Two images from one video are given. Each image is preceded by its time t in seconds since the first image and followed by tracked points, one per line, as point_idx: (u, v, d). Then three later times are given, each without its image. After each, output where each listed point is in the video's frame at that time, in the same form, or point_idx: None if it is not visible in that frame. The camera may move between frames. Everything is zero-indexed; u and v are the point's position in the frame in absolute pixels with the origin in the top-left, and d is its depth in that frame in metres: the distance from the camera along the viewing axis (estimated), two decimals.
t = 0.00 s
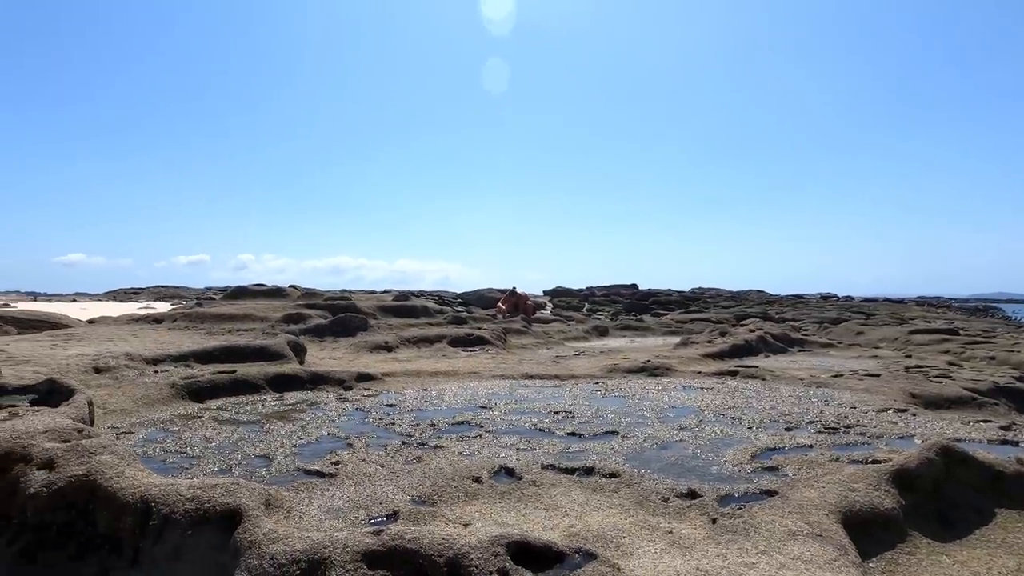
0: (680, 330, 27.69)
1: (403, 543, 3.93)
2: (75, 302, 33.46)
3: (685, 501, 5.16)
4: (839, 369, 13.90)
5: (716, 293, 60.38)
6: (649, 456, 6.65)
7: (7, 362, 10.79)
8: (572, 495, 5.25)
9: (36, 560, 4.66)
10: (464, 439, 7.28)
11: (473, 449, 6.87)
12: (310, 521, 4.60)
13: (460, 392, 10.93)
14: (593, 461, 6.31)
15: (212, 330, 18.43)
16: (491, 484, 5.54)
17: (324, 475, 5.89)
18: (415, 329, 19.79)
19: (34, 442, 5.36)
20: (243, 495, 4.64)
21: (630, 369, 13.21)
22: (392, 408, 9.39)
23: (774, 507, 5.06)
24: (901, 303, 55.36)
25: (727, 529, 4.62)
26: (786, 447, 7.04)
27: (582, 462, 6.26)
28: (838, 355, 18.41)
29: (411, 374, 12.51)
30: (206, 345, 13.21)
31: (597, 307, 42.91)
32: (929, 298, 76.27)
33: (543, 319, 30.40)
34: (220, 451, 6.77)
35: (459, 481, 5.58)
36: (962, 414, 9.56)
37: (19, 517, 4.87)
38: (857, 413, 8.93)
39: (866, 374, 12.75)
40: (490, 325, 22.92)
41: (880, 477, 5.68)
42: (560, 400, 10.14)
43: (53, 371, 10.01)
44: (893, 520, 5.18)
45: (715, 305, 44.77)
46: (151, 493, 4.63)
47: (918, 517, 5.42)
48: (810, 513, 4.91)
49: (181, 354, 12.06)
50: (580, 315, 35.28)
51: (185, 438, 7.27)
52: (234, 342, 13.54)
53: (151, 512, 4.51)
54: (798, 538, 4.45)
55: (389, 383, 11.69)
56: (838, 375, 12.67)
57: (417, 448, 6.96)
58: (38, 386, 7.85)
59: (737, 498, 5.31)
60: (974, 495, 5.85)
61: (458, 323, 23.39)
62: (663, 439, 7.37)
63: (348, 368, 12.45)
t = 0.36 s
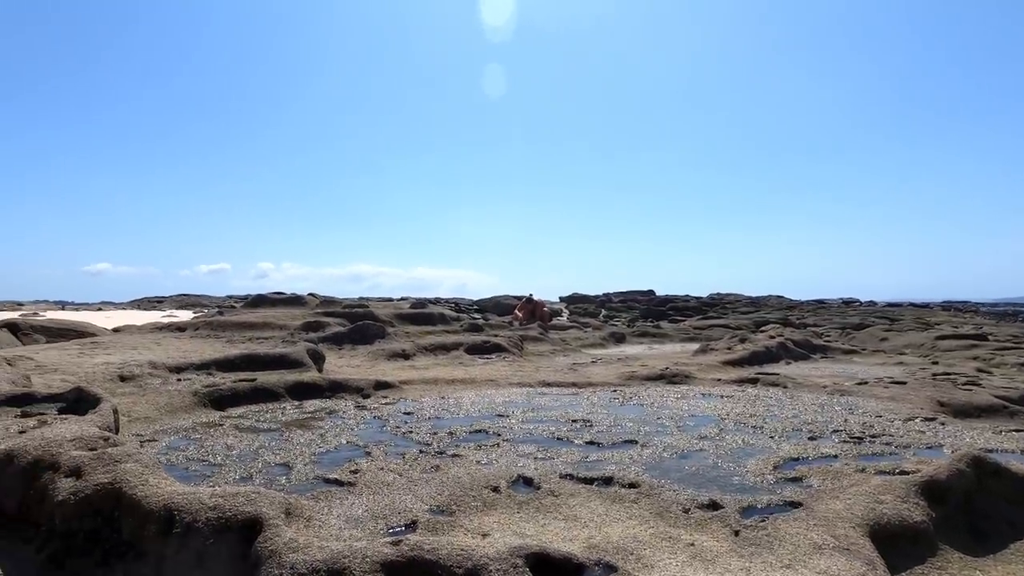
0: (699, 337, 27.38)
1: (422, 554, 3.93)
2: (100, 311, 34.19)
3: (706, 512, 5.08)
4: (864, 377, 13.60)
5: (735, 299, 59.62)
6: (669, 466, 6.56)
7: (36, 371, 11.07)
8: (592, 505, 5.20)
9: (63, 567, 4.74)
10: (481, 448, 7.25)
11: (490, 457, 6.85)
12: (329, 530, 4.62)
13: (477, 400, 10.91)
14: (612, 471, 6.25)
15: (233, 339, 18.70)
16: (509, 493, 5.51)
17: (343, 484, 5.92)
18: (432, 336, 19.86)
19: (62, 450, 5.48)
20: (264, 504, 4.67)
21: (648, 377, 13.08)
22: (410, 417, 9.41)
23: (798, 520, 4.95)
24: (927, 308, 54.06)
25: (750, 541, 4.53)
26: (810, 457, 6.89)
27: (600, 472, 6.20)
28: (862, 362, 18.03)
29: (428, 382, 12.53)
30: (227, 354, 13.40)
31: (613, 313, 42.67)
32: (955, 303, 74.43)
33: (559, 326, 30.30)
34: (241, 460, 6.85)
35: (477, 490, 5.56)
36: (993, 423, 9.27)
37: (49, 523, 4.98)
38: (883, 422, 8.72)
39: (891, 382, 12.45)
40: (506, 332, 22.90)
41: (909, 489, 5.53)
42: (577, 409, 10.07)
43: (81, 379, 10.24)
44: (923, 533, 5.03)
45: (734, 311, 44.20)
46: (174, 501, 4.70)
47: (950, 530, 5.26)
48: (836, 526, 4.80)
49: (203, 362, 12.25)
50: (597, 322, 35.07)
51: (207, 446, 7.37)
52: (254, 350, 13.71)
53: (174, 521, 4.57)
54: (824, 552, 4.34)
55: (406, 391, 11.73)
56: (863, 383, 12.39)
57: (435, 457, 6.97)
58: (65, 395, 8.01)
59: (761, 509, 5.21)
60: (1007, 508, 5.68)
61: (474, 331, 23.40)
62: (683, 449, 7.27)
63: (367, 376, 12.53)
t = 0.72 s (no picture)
0: (740, 343, 26.69)
1: (463, 561, 4.00)
2: (155, 318, 35.77)
3: (749, 525, 4.99)
4: (918, 385, 13.00)
5: (778, 303, 57.87)
6: (710, 476, 6.45)
7: (99, 377, 11.71)
8: (631, 515, 5.18)
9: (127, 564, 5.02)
10: (519, 456, 7.30)
11: (529, 465, 6.89)
12: (373, 535, 4.75)
13: (515, 407, 10.97)
14: (651, 481, 6.19)
15: (278, 345, 19.35)
16: (548, 502, 5.54)
17: (385, 489, 6.06)
18: (470, 343, 20.03)
19: (125, 452, 5.81)
20: (311, 508, 4.84)
21: (688, 384, 12.87)
22: (448, 423, 9.55)
23: (846, 535, 4.80)
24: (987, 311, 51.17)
25: (795, 556, 4.43)
26: (860, 469, 6.66)
27: (639, 482, 6.16)
28: (916, 369, 17.21)
29: (466, 389, 12.66)
30: (273, 360, 13.87)
31: (651, 318, 42.05)
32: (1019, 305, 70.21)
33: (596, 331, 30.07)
34: (288, 464, 7.09)
35: (516, 498, 5.61)
36: None
37: (115, 523, 5.30)
38: (938, 433, 8.33)
39: (948, 391, 11.87)
40: (542, 338, 22.89)
41: (967, 505, 5.28)
42: (615, 416, 10.00)
43: (139, 385, 10.79)
44: (983, 551, 4.80)
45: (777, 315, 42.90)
46: (228, 504, 4.92)
47: (1012, 548, 5.02)
48: (887, 542, 4.63)
49: (251, 368, 12.73)
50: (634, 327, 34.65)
51: (256, 450, 7.67)
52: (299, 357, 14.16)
53: (228, 522, 4.79)
54: (874, 569, 4.20)
55: (445, 397, 11.89)
56: (917, 391, 11.85)
57: (474, 464, 7.05)
58: (126, 400, 8.48)
59: (807, 523, 5.08)
60: None
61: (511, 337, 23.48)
62: (725, 459, 7.14)
63: (406, 382, 12.75)
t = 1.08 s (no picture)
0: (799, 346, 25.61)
1: (518, 563, 4.05)
2: (220, 324, 37.77)
3: (813, 536, 4.80)
4: (999, 391, 12.11)
5: (839, 304, 55.14)
6: (770, 484, 6.25)
7: (172, 380, 12.47)
8: (687, 523, 5.09)
9: (202, 556, 5.34)
10: (571, 460, 7.29)
11: (580, 470, 6.87)
12: (429, 535, 4.86)
13: (564, 411, 10.94)
14: (707, 488, 6.06)
15: (333, 350, 20.04)
16: (602, 507, 5.51)
17: (440, 491, 6.19)
18: (518, 347, 20.10)
19: (199, 451, 6.18)
20: (371, 508, 5.00)
21: (744, 389, 12.47)
22: (499, 427, 9.63)
23: (919, 549, 4.55)
24: None
25: (863, 569, 4.24)
26: (934, 481, 6.28)
27: (695, 489, 6.03)
28: (997, 374, 16.03)
29: (516, 392, 12.73)
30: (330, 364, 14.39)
31: (703, 321, 40.95)
32: None
33: (646, 335, 29.57)
34: (346, 465, 7.34)
35: (569, 502, 5.61)
36: None
37: (190, 517, 5.63)
38: None
39: None
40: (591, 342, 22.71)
41: None
42: (668, 422, 9.81)
43: (208, 388, 11.42)
44: None
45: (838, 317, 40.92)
46: (294, 502, 5.16)
47: None
48: (966, 559, 4.36)
49: (310, 372, 13.24)
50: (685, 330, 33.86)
51: (316, 451, 7.98)
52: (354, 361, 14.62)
53: (294, 519, 5.02)
54: None
55: (495, 401, 12.00)
56: (998, 398, 11.04)
57: (526, 467, 7.09)
58: (198, 401, 9.00)
59: (876, 536, 4.84)
60: None
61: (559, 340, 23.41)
62: (785, 467, 6.89)
63: (456, 386, 12.94)
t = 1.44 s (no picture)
0: (874, 346, 24.16)
1: (587, 564, 4.03)
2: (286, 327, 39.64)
3: (901, 547, 4.52)
4: None
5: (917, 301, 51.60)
6: (849, 491, 5.93)
7: (247, 379, 13.18)
8: (761, 529, 4.90)
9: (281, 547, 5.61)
10: (634, 462, 7.18)
11: (645, 472, 6.75)
12: (496, 533, 4.91)
13: (625, 412, 10.79)
14: (781, 493, 5.81)
15: (393, 351, 20.60)
16: (669, 510, 5.40)
17: (504, 490, 6.24)
18: (574, 347, 19.99)
19: (276, 446, 6.51)
20: (439, 505, 5.10)
21: (815, 391, 11.90)
22: (559, 427, 9.60)
23: None
24: None
25: None
26: None
27: (767, 494, 5.80)
28: None
29: (574, 393, 12.66)
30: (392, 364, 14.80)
31: (766, 320, 39.34)
32: None
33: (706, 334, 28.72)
34: (411, 462, 7.53)
35: (635, 505, 5.52)
36: None
37: (270, 509, 5.92)
38: None
39: None
40: (649, 342, 22.28)
41: None
42: (733, 424, 9.49)
43: (280, 387, 12.00)
44: None
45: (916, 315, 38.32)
46: (365, 497, 5.34)
47: None
48: None
49: (373, 372, 13.67)
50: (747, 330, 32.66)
51: (383, 448, 8.23)
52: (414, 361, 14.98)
53: (366, 514, 5.20)
54: None
55: (553, 402, 11.98)
56: None
57: (588, 468, 7.04)
58: (272, 399, 9.48)
59: (974, 549, 4.50)
60: None
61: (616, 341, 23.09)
62: (865, 473, 6.51)
63: (515, 386, 13.01)
